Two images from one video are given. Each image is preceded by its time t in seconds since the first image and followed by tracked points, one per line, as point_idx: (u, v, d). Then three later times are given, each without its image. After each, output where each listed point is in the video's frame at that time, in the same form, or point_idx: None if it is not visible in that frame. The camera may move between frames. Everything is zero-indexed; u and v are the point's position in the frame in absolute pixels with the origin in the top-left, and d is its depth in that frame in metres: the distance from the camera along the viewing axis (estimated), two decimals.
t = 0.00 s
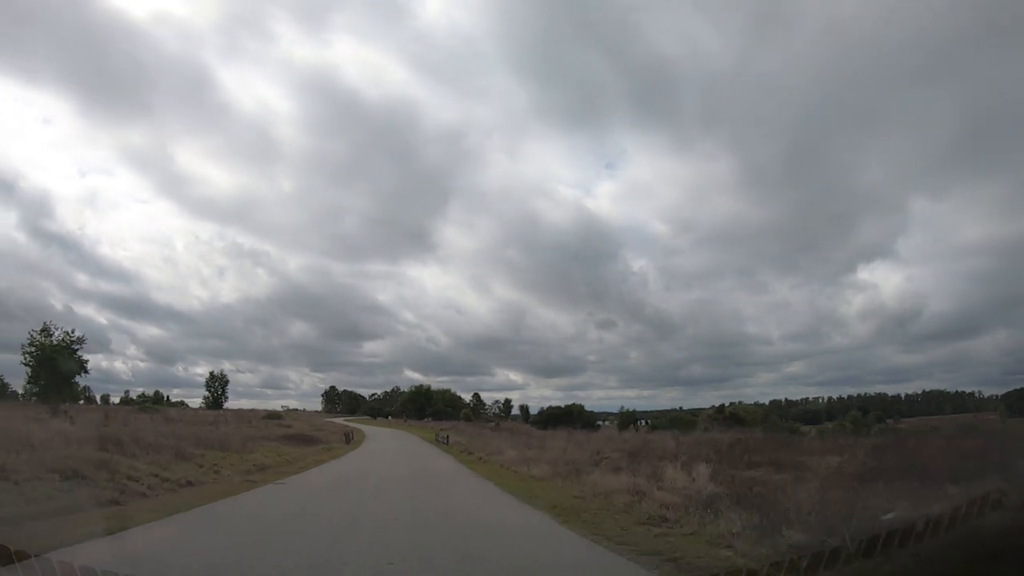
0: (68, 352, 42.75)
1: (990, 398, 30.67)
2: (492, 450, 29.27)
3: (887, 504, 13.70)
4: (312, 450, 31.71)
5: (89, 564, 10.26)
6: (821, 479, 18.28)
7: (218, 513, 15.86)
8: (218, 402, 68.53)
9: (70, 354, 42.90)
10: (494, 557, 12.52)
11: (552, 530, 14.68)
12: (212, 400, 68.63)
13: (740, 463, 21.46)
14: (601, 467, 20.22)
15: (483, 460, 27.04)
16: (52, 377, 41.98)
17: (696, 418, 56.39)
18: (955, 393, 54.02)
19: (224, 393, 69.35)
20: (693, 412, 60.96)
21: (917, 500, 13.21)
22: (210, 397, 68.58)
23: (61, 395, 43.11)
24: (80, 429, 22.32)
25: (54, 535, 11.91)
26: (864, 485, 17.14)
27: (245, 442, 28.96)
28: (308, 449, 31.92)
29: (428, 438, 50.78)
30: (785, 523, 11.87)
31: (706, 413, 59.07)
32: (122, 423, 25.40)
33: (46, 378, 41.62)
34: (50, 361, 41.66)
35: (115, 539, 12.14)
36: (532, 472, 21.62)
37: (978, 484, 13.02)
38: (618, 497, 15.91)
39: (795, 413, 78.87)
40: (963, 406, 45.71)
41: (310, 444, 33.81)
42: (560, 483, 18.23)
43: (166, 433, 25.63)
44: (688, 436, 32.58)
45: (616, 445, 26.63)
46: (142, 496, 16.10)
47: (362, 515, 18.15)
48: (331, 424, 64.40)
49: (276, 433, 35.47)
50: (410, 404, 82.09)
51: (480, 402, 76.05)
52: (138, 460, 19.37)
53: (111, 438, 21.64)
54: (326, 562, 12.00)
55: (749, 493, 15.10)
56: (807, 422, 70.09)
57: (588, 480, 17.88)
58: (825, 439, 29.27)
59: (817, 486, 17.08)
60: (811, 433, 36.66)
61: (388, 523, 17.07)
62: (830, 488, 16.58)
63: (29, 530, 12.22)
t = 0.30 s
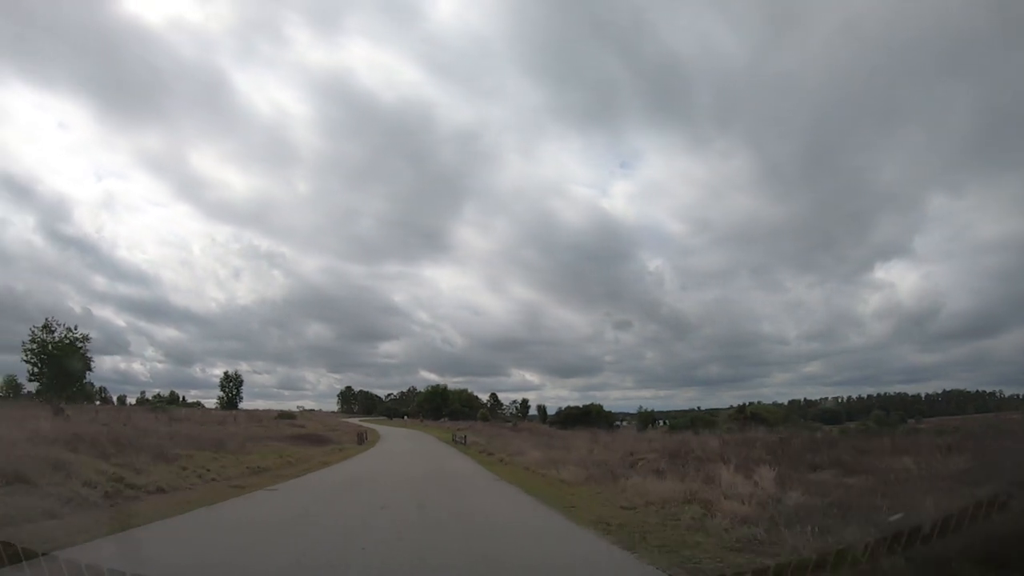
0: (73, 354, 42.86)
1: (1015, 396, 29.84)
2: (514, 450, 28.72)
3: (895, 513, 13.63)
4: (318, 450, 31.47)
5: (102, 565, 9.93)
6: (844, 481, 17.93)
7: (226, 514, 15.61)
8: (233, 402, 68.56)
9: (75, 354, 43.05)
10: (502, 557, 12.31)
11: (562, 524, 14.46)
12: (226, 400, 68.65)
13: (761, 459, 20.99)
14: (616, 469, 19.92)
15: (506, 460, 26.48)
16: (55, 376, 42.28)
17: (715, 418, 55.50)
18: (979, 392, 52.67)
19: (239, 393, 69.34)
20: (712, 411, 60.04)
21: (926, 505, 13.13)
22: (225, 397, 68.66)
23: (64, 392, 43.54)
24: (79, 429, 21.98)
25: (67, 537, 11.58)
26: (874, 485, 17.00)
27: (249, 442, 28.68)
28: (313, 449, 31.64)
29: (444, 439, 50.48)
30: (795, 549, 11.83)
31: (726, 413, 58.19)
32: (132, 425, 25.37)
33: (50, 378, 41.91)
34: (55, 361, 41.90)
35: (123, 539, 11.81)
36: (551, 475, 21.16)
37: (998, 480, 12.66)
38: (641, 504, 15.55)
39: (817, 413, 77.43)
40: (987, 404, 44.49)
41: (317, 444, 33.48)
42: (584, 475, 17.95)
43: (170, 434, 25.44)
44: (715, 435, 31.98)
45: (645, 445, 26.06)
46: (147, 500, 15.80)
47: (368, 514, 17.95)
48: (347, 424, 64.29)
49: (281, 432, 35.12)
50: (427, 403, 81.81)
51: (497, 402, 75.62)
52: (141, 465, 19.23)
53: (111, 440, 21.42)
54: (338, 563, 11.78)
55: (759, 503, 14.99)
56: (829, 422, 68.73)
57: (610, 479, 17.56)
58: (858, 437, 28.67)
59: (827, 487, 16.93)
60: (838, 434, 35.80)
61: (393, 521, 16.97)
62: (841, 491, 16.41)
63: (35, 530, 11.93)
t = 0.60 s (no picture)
0: (72, 350, 42.57)
1: None
2: (534, 452, 28.27)
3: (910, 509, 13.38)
4: (324, 451, 31.21)
5: (116, 563, 9.58)
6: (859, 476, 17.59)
7: (235, 512, 15.36)
8: (245, 403, 68.40)
9: (74, 351, 42.78)
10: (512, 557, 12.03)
11: (574, 531, 14.22)
12: (239, 402, 68.48)
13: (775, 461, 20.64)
14: (626, 476, 19.66)
15: (527, 462, 26.05)
16: (54, 373, 42.05)
17: (734, 418, 54.67)
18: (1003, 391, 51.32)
19: (251, 395, 69.19)
20: (730, 412, 59.09)
21: (943, 498, 12.89)
22: (237, 399, 68.48)
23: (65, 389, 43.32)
24: (84, 432, 21.74)
25: (80, 534, 11.22)
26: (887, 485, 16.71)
27: (255, 444, 28.48)
28: (318, 450, 31.35)
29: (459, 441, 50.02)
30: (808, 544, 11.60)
31: (743, 414, 57.15)
32: (137, 429, 25.08)
33: (49, 375, 41.68)
34: (53, 358, 41.63)
35: (136, 537, 11.46)
36: (579, 483, 20.68)
37: None
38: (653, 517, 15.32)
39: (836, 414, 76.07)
40: (1011, 403, 43.30)
41: (323, 446, 33.17)
42: (595, 491, 17.78)
43: (175, 437, 25.30)
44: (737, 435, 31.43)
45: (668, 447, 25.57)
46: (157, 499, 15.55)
47: (376, 514, 17.74)
48: (361, 426, 64.01)
49: (286, 433, 34.80)
50: (441, 405, 81.34)
51: (513, 403, 75.09)
52: (149, 468, 19.09)
53: (117, 443, 21.24)
54: (347, 561, 11.48)
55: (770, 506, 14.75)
56: (850, 422, 67.43)
57: (622, 491, 17.34)
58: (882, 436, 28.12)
59: (841, 482, 16.60)
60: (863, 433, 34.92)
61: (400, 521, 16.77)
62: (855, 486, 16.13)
63: (45, 528, 11.63)
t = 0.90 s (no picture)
0: (64, 347, 41.87)
1: None
2: (549, 456, 27.93)
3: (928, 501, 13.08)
4: (331, 455, 31.10)
5: (124, 563, 9.27)
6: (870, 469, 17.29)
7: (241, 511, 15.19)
8: (257, 407, 68.36)
9: (67, 347, 42.08)
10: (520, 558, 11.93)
11: (582, 536, 14.06)
12: (250, 405, 68.45)
13: (787, 457, 20.29)
14: (637, 487, 19.31)
15: (542, 468, 25.71)
16: (48, 371, 41.51)
17: (750, 418, 53.93)
18: None
19: (262, 398, 69.17)
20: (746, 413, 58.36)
21: (962, 492, 12.60)
22: (249, 402, 68.48)
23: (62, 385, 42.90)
24: (91, 432, 21.70)
25: (90, 532, 11.07)
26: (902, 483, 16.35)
27: (261, 447, 28.37)
28: (323, 454, 31.20)
29: (471, 444, 49.74)
30: (823, 535, 11.35)
31: (759, 416, 56.27)
32: (142, 429, 25.02)
33: (43, 375, 41.14)
34: (45, 357, 40.99)
35: (144, 536, 11.19)
36: (587, 489, 20.46)
37: None
38: (663, 521, 15.06)
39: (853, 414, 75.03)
40: None
41: (329, 449, 33.09)
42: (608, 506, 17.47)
43: (181, 438, 25.22)
44: (755, 437, 30.90)
45: (685, 447, 25.18)
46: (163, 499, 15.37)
47: (381, 513, 17.55)
48: (373, 430, 63.90)
49: (291, 437, 34.64)
50: (453, 407, 81.05)
51: (527, 406, 74.67)
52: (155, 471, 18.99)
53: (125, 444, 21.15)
54: (353, 561, 11.31)
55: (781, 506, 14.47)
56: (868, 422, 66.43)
57: (636, 506, 17.03)
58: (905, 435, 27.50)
59: (853, 479, 16.29)
60: (884, 435, 34.14)
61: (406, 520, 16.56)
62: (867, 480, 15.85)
63: (53, 526, 11.51)
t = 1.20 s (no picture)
0: (53, 345, 41.69)
1: None
2: (556, 455, 27.78)
3: (948, 504, 12.79)
4: (336, 457, 31.06)
5: (132, 563, 8.97)
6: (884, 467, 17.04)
7: (249, 513, 15.00)
8: (265, 410, 68.30)
9: (56, 346, 41.90)
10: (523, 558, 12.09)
11: (587, 540, 13.98)
12: (258, 408, 68.39)
13: (799, 457, 20.02)
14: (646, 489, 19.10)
15: (549, 467, 25.57)
16: (37, 369, 41.36)
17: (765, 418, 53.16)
18: None
19: (270, 401, 69.13)
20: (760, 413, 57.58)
21: (982, 491, 12.27)
22: (256, 405, 68.45)
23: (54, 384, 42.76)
24: (97, 435, 21.57)
25: (98, 535, 10.86)
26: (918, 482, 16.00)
27: (268, 449, 28.27)
28: (330, 455, 31.14)
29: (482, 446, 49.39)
30: (844, 545, 11.03)
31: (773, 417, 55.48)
32: (149, 432, 24.90)
33: (32, 374, 40.94)
34: (33, 355, 40.84)
35: (153, 538, 10.97)
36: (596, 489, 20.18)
37: None
38: (676, 522, 14.78)
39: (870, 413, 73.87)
40: None
41: (336, 451, 32.92)
42: (617, 507, 17.25)
43: (187, 441, 25.14)
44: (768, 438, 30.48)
45: (693, 449, 25.06)
46: (171, 502, 15.15)
47: (389, 515, 17.38)
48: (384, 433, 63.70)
49: (296, 438, 34.60)
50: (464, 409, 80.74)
51: (538, 408, 74.21)
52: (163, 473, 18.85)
53: (132, 447, 21.02)
54: (361, 561, 11.15)
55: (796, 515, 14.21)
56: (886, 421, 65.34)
57: (647, 508, 16.77)
58: (918, 437, 27.15)
59: (870, 479, 15.97)
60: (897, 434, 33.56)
61: (414, 522, 16.38)
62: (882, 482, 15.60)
63: (59, 528, 11.33)
